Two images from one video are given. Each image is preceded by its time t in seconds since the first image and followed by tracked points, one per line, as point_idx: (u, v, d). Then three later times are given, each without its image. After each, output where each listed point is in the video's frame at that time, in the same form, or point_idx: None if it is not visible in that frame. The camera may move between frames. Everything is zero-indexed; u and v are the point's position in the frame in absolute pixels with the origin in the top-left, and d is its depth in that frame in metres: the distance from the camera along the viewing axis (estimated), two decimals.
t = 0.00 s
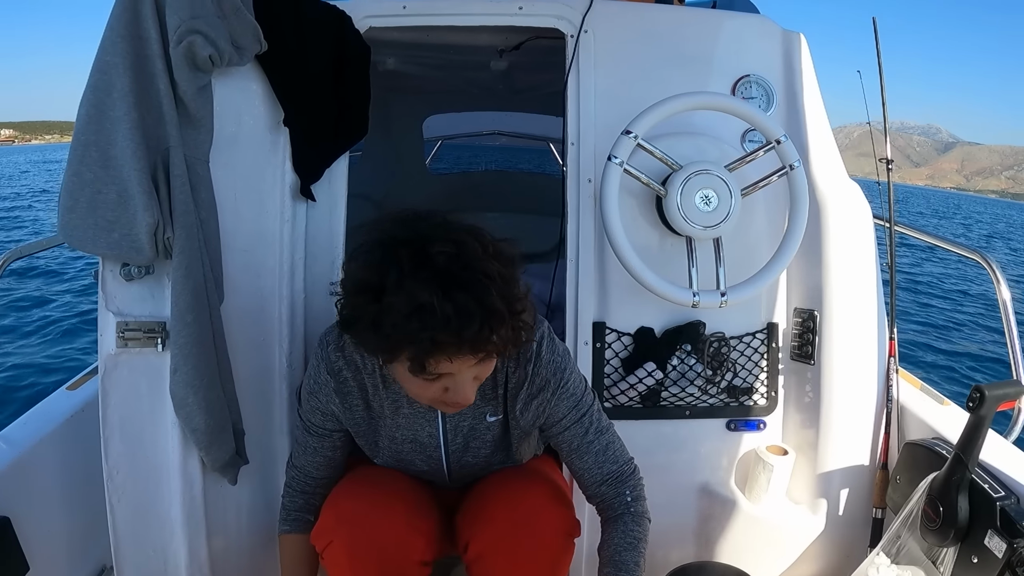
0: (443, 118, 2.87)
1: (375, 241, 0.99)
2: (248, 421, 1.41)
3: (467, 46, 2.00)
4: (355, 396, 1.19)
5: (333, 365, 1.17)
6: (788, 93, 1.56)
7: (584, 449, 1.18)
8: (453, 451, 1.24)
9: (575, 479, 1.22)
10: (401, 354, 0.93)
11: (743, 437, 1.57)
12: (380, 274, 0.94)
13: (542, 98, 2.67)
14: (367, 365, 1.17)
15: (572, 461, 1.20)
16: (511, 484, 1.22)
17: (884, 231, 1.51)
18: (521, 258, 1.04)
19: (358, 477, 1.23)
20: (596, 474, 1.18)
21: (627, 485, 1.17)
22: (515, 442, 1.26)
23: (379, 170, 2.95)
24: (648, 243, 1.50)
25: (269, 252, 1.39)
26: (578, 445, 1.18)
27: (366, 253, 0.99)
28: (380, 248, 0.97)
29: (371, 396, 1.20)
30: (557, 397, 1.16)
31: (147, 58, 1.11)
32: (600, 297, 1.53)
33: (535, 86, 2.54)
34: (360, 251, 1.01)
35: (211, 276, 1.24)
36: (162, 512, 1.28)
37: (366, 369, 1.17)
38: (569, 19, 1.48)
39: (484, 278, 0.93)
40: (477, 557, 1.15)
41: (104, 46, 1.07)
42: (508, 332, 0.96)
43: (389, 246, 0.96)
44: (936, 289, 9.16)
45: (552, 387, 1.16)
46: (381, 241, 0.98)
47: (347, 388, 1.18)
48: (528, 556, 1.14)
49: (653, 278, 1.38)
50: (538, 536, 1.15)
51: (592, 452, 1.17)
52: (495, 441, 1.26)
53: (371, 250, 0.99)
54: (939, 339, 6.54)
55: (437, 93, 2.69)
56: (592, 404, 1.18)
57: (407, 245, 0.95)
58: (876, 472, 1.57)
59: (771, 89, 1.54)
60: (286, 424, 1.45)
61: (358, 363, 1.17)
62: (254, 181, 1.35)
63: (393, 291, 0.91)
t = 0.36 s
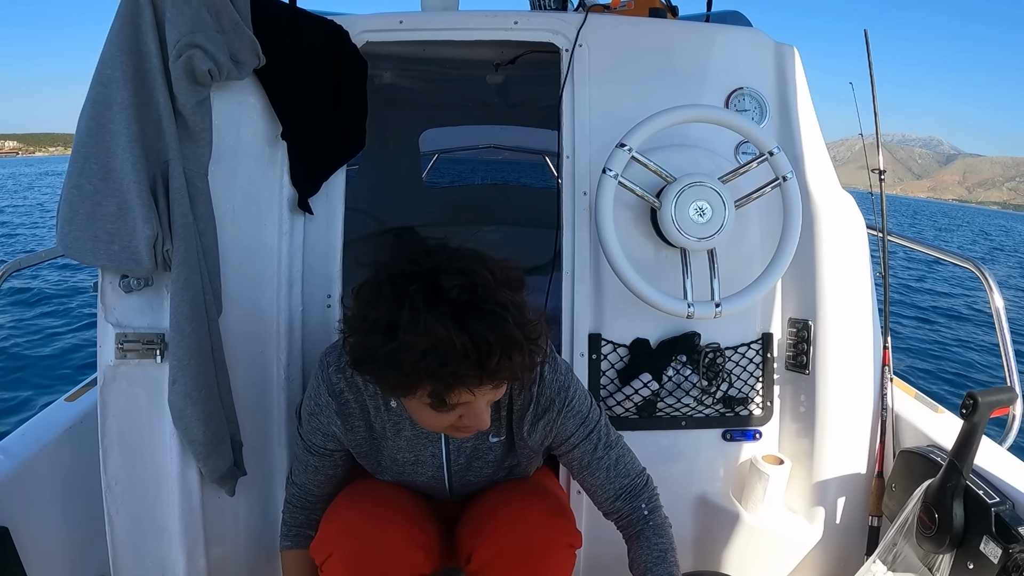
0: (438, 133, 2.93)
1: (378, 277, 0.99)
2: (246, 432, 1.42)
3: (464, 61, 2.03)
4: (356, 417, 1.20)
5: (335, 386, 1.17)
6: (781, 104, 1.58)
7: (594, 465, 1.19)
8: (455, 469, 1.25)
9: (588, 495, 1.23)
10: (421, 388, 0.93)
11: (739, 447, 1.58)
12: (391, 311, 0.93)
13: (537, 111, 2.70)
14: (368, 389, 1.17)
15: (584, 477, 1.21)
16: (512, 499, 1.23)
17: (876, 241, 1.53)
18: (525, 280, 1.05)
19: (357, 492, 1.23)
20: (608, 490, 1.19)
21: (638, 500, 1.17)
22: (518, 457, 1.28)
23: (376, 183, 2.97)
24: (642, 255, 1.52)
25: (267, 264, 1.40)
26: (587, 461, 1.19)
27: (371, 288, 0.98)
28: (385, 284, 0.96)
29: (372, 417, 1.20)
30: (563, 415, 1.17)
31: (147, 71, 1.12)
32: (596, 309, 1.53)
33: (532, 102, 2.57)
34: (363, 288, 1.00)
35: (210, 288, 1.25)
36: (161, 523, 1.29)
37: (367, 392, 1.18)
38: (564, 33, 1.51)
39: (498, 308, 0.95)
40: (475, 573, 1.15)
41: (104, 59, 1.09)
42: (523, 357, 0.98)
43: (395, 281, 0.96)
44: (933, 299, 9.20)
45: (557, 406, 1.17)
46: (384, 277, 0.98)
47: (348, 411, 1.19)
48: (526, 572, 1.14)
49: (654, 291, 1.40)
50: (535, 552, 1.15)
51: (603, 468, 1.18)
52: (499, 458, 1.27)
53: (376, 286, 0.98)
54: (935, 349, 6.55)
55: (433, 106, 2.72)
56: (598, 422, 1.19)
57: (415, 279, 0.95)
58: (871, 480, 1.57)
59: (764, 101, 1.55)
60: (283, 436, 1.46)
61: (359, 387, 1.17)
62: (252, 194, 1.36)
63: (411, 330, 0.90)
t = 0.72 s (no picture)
0: (437, 134, 2.93)
1: (389, 295, 0.99)
2: (241, 435, 1.42)
3: (460, 64, 2.03)
4: (358, 427, 1.18)
5: (338, 394, 1.16)
6: (776, 108, 1.58)
7: (597, 511, 1.18)
8: (453, 483, 1.25)
9: (587, 540, 1.22)
10: (431, 409, 0.93)
11: (734, 449, 1.58)
12: (402, 330, 0.93)
13: (533, 114, 2.71)
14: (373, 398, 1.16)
15: (583, 522, 1.20)
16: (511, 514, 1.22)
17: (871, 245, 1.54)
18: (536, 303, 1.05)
19: (353, 497, 1.22)
20: (609, 536, 1.18)
21: (637, 546, 1.18)
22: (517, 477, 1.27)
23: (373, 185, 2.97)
24: (637, 258, 1.52)
25: (263, 267, 1.40)
26: (589, 507, 1.18)
27: (382, 306, 0.98)
28: (396, 303, 0.97)
29: (374, 426, 1.19)
30: (569, 455, 1.16)
31: (143, 73, 1.12)
32: (591, 312, 1.54)
33: (528, 104, 2.58)
34: (373, 307, 1.00)
35: (205, 290, 1.25)
36: (156, 525, 1.29)
37: (371, 403, 1.16)
38: (560, 37, 1.51)
39: (510, 330, 0.95)
40: None
41: (100, 61, 1.08)
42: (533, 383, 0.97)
43: (407, 299, 0.96)
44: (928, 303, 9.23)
45: (563, 447, 1.16)
46: (395, 295, 0.98)
47: (350, 420, 1.17)
48: None
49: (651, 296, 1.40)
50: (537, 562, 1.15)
51: (606, 515, 1.17)
52: (496, 477, 1.26)
53: (387, 305, 0.98)
54: (930, 352, 6.57)
55: (430, 109, 2.72)
56: (605, 465, 1.18)
57: (427, 298, 0.95)
58: (866, 482, 1.58)
59: (760, 105, 1.56)
60: (278, 439, 1.45)
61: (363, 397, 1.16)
62: (247, 197, 1.36)
63: (423, 350, 0.90)
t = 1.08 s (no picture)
0: (435, 135, 2.97)
1: (413, 338, 0.96)
2: (238, 434, 1.42)
3: (459, 64, 2.03)
4: (365, 444, 1.17)
5: (348, 412, 1.14)
6: (774, 110, 1.58)
7: (605, 542, 1.19)
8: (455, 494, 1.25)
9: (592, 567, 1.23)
10: (454, 457, 0.93)
11: (731, 451, 1.58)
12: (427, 380, 0.91)
13: (532, 115, 2.71)
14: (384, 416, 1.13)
15: (591, 551, 1.21)
16: (512, 522, 1.21)
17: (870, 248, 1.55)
18: (561, 348, 1.04)
19: (352, 496, 1.22)
20: (616, 567, 1.21)
21: None
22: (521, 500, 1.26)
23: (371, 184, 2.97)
24: (636, 259, 1.52)
25: (262, 267, 1.40)
26: (598, 537, 1.19)
27: (405, 349, 0.96)
28: (421, 348, 0.94)
29: (381, 445, 1.17)
30: (581, 484, 1.17)
31: (143, 71, 1.12)
32: (589, 313, 1.54)
33: (526, 105, 2.59)
34: (395, 347, 0.97)
35: (203, 289, 1.25)
36: (153, 524, 1.29)
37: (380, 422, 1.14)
38: (559, 38, 1.51)
39: (539, 385, 0.94)
40: None
41: (99, 59, 1.08)
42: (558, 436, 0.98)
43: (432, 347, 0.94)
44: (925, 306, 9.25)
45: (575, 479, 1.16)
46: (419, 339, 0.96)
47: (358, 438, 1.16)
48: None
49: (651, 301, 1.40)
50: (537, 562, 1.16)
51: (614, 546, 1.19)
52: (500, 495, 1.26)
53: (410, 349, 0.95)
54: (927, 354, 6.59)
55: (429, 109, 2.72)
56: (615, 496, 1.19)
57: (454, 348, 0.93)
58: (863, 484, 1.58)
59: (759, 107, 1.56)
60: (275, 439, 1.45)
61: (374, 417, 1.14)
62: (246, 197, 1.36)
63: (450, 406, 0.89)
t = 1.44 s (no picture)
0: (434, 139, 2.97)
1: (421, 346, 0.97)
2: (238, 438, 1.42)
3: (458, 69, 2.04)
4: (368, 450, 1.17)
5: (352, 415, 1.13)
6: (773, 113, 1.59)
7: (606, 550, 1.19)
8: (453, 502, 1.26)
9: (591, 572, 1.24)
10: (461, 464, 0.93)
11: (731, 454, 1.58)
12: (435, 387, 0.91)
13: (531, 118, 2.71)
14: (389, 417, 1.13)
15: (590, 559, 1.22)
16: (511, 526, 1.21)
17: (868, 250, 1.55)
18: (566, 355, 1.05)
19: (351, 498, 1.22)
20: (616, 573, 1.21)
21: None
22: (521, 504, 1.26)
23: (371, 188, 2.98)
24: (635, 263, 1.52)
25: (262, 270, 1.40)
26: (598, 544, 1.19)
27: (414, 357, 0.96)
28: (428, 355, 0.95)
29: (384, 451, 1.18)
30: (583, 492, 1.16)
31: (144, 76, 1.13)
32: (589, 316, 1.54)
33: (526, 109, 2.59)
34: (403, 355, 0.98)
35: (204, 293, 1.25)
36: (153, 529, 1.29)
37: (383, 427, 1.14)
38: (558, 42, 1.51)
39: (546, 393, 0.95)
40: None
41: (101, 64, 1.09)
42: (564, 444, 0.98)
43: (440, 355, 0.94)
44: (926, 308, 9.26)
45: (577, 487, 1.16)
46: (427, 346, 0.96)
47: (362, 443, 1.16)
48: None
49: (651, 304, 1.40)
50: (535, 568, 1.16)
51: (614, 553, 1.19)
52: (500, 502, 1.26)
53: (417, 356, 0.96)
54: (928, 357, 6.59)
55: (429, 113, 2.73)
56: (616, 506, 1.19)
57: (462, 356, 0.93)
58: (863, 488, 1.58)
59: (757, 111, 1.57)
60: (275, 443, 1.45)
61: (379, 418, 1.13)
62: (247, 201, 1.37)
63: (458, 413, 0.89)
